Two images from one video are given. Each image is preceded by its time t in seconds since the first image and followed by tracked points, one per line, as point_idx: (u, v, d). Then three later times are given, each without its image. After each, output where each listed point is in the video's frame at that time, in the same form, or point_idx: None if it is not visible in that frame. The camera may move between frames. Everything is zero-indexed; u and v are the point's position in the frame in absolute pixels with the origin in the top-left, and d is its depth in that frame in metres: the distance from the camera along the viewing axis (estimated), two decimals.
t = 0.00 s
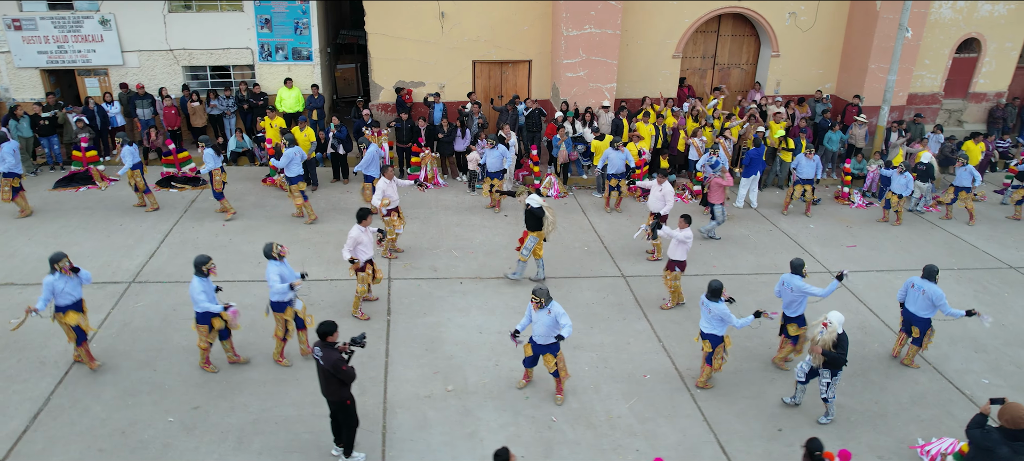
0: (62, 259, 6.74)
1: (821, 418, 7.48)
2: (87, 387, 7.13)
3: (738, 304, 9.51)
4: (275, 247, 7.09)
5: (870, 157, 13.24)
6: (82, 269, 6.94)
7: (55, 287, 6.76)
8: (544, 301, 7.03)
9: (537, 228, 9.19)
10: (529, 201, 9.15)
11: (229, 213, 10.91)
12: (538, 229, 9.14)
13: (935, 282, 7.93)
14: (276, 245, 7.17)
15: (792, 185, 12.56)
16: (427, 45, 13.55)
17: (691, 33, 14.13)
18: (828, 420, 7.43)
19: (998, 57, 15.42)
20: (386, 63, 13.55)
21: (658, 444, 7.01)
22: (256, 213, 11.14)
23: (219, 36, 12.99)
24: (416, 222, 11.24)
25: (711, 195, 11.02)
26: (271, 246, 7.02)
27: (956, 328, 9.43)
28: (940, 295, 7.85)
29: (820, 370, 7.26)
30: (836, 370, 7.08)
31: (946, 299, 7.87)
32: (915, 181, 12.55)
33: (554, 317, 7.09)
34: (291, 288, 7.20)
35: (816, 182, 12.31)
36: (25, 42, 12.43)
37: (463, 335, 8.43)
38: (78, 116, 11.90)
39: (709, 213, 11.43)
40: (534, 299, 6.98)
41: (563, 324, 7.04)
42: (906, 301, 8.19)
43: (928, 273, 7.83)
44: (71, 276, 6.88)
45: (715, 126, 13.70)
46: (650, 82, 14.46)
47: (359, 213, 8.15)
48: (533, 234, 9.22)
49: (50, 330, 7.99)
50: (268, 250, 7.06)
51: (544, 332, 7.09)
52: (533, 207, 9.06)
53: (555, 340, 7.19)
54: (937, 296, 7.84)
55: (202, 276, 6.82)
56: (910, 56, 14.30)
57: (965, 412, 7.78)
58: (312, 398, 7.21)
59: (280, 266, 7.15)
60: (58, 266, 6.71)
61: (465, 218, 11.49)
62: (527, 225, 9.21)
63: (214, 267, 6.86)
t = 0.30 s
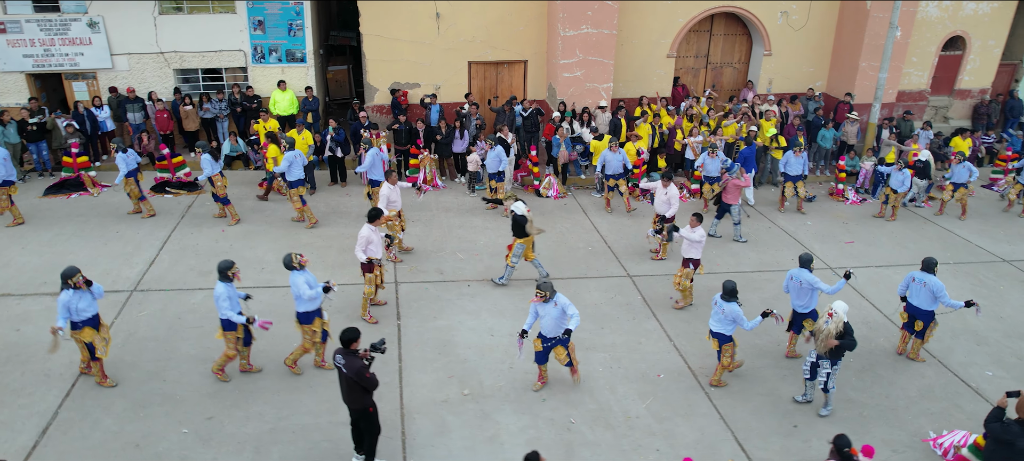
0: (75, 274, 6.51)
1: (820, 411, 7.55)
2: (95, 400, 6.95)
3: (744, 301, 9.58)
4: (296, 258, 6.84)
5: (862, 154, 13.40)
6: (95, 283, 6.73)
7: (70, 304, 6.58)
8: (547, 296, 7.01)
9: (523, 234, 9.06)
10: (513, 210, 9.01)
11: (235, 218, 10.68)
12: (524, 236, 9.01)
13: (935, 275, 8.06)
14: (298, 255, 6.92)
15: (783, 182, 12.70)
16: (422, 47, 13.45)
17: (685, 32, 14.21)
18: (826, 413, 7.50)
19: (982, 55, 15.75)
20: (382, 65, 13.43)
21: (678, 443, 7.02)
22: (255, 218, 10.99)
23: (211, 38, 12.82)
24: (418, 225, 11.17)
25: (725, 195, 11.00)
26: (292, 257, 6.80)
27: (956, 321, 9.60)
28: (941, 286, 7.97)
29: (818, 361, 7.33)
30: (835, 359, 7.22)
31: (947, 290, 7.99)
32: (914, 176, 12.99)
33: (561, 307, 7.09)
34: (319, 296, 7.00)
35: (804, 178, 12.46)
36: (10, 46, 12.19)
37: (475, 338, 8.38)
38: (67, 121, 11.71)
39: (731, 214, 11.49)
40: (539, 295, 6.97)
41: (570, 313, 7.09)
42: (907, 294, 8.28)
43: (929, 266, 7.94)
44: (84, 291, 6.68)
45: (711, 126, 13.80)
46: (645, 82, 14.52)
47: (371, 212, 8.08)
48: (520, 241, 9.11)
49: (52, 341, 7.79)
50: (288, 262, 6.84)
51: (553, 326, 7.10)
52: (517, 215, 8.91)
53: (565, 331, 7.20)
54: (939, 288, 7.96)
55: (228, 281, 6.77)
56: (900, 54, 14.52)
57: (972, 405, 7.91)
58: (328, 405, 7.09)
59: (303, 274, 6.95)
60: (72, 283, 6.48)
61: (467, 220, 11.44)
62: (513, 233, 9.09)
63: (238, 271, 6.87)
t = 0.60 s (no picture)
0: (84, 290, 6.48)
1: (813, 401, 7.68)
2: (94, 412, 6.78)
3: (742, 298, 9.66)
4: (309, 269, 6.79)
5: (849, 151, 13.58)
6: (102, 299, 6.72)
7: (85, 322, 6.47)
8: (557, 293, 6.97)
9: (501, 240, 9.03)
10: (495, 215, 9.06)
11: (213, 221, 10.56)
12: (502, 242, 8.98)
13: (929, 269, 8.19)
14: (312, 266, 6.91)
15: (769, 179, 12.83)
16: (412, 48, 13.37)
17: (673, 31, 14.31)
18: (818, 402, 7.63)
19: (960, 52, 16.10)
20: (371, 67, 13.32)
21: (687, 441, 7.04)
22: (247, 223, 10.82)
23: (197, 41, 12.88)
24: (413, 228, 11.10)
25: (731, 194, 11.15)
26: (306, 267, 6.76)
27: (948, 314, 9.78)
28: (934, 282, 8.10)
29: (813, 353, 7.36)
30: (829, 350, 7.26)
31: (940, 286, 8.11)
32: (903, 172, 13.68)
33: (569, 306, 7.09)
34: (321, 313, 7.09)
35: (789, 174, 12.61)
36: None
37: (479, 340, 8.34)
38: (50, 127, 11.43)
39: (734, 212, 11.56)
40: (549, 292, 6.91)
41: (577, 314, 7.06)
42: (902, 286, 8.44)
43: (920, 260, 8.08)
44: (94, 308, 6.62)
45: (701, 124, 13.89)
46: (634, 82, 14.60)
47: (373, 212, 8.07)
48: (498, 247, 9.06)
49: (45, 353, 7.58)
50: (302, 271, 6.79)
51: (560, 324, 7.10)
52: (496, 220, 8.96)
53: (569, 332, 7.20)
54: (931, 283, 8.09)
55: (241, 289, 6.74)
56: (883, 51, 14.77)
57: (969, 395, 8.06)
58: (334, 412, 6.98)
59: (314, 287, 7.02)
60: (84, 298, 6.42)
61: (462, 222, 11.39)
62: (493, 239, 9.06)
63: (252, 279, 6.86)
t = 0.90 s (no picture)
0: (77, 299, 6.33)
1: (792, 406, 7.57)
2: (79, 425, 6.61)
3: (729, 294, 9.75)
4: (310, 284, 6.54)
5: (828, 147, 13.76)
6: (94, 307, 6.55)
7: (78, 332, 6.26)
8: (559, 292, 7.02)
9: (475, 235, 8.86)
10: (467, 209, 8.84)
11: (196, 223, 10.51)
12: (478, 237, 8.83)
13: (919, 264, 8.30)
14: (311, 280, 6.63)
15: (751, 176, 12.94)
16: (393, 48, 13.26)
17: (653, 30, 14.39)
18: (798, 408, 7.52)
19: (932, 48, 16.44)
20: (352, 68, 13.19)
21: (682, 438, 7.07)
22: (230, 228, 10.65)
23: (174, 44, 12.69)
24: (399, 230, 11.01)
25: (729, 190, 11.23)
26: (306, 283, 6.49)
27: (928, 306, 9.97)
28: (921, 277, 8.24)
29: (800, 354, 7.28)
30: (817, 351, 7.18)
31: (926, 283, 8.25)
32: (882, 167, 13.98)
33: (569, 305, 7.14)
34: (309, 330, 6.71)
35: (770, 171, 12.72)
36: None
37: (470, 342, 8.30)
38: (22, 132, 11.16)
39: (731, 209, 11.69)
40: (550, 290, 6.97)
41: (577, 312, 7.16)
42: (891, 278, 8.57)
43: (911, 255, 8.20)
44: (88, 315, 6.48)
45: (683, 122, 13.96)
46: (615, 81, 14.66)
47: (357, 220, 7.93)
48: (473, 242, 8.89)
49: (25, 366, 7.38)
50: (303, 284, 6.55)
51: (558, 322, 7.12)
52: (469, 215, 8.74)
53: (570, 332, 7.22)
54: (919, 278, 8.22)
55: (237, 296, 6.53)
56: (858, 49, 15.02)
57: (953, 385, 8.22)
58: (327, 418, 6.88)
59: (309, 303, 6.66)
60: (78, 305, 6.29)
61: (448, 224, 11.34)
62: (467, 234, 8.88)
63: (250, 286, 6.65)
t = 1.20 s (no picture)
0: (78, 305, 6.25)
1: (784, 402, 7.63)
2: (68, 433, 6.51)
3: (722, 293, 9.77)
4: (314, 295, 6.43)
5: (817, 145, 13.83)
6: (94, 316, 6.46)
7: (80, 337, 6.19)
8: (554, 287, 7.07)
9: (450, 236, 8.91)
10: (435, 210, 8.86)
11: (185, 227, 10.38)
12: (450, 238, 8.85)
13: (924, 266, 8.36)
14: (315, 291, 6.52)
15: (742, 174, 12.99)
16: (382, 49, 13.19)
17: (642, 29, 14.42)
18: (791, 404, 7.57)
19: (917, 47, 16.59)
20: (341, 69, 13.10)
21: (678, 437, 7.07)
22: (220, 231, 10.55)
23: (160, 45, 12.55)
24: (390, 232, 10.94)
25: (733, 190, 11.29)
26: (310, 294, 6.39)
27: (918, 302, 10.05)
28: (926, 278, 8.28)
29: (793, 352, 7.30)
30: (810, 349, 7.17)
31: (930, 284, 8.31)
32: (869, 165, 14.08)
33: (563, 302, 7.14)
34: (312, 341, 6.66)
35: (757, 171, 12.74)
36: None
37: (465, 344, 8.26)
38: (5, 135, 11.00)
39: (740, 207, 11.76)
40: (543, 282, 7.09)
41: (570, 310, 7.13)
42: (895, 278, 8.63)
43: (918, 254, 8.26)
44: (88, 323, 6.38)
45: (673, 121, 14.00)
46: (605, 80, 14.67)
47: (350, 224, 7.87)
48: (449, 243, 8.93)
49: (11, 373, 7.25)
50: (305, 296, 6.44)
51: (551, 316, 7.19)
52: (439, 217, 8.76)
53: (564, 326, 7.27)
54: (923, 279, 8.28)
55: (239, 306, 6.42)
56: (845, 47, 15.13)
57: (944, 381, 8.29)
58: (321, 422, 6.82)
59: (308, 315, 6.53)
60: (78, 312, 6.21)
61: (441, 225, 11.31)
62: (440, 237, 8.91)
63: (252, 295, 6.55)
